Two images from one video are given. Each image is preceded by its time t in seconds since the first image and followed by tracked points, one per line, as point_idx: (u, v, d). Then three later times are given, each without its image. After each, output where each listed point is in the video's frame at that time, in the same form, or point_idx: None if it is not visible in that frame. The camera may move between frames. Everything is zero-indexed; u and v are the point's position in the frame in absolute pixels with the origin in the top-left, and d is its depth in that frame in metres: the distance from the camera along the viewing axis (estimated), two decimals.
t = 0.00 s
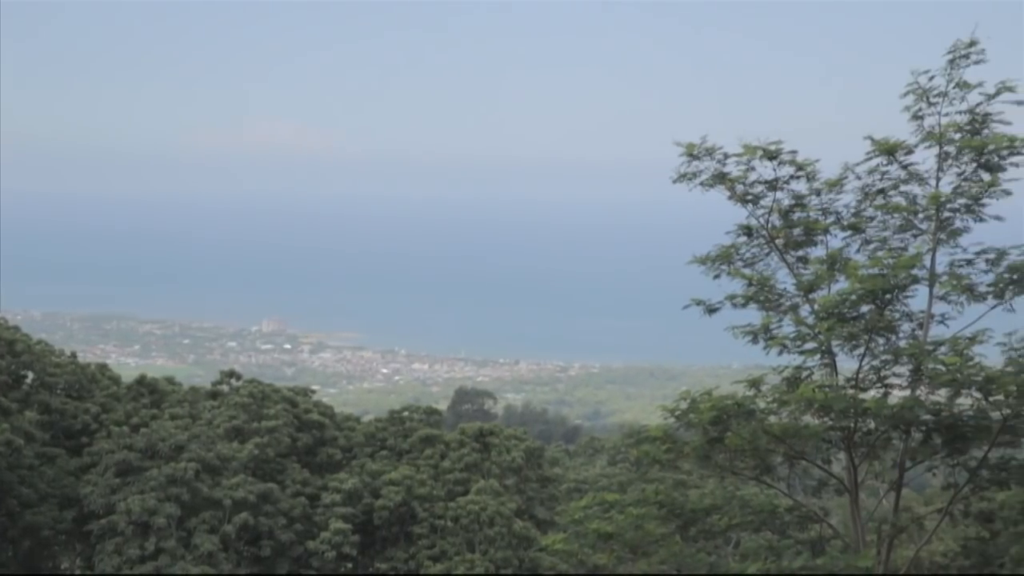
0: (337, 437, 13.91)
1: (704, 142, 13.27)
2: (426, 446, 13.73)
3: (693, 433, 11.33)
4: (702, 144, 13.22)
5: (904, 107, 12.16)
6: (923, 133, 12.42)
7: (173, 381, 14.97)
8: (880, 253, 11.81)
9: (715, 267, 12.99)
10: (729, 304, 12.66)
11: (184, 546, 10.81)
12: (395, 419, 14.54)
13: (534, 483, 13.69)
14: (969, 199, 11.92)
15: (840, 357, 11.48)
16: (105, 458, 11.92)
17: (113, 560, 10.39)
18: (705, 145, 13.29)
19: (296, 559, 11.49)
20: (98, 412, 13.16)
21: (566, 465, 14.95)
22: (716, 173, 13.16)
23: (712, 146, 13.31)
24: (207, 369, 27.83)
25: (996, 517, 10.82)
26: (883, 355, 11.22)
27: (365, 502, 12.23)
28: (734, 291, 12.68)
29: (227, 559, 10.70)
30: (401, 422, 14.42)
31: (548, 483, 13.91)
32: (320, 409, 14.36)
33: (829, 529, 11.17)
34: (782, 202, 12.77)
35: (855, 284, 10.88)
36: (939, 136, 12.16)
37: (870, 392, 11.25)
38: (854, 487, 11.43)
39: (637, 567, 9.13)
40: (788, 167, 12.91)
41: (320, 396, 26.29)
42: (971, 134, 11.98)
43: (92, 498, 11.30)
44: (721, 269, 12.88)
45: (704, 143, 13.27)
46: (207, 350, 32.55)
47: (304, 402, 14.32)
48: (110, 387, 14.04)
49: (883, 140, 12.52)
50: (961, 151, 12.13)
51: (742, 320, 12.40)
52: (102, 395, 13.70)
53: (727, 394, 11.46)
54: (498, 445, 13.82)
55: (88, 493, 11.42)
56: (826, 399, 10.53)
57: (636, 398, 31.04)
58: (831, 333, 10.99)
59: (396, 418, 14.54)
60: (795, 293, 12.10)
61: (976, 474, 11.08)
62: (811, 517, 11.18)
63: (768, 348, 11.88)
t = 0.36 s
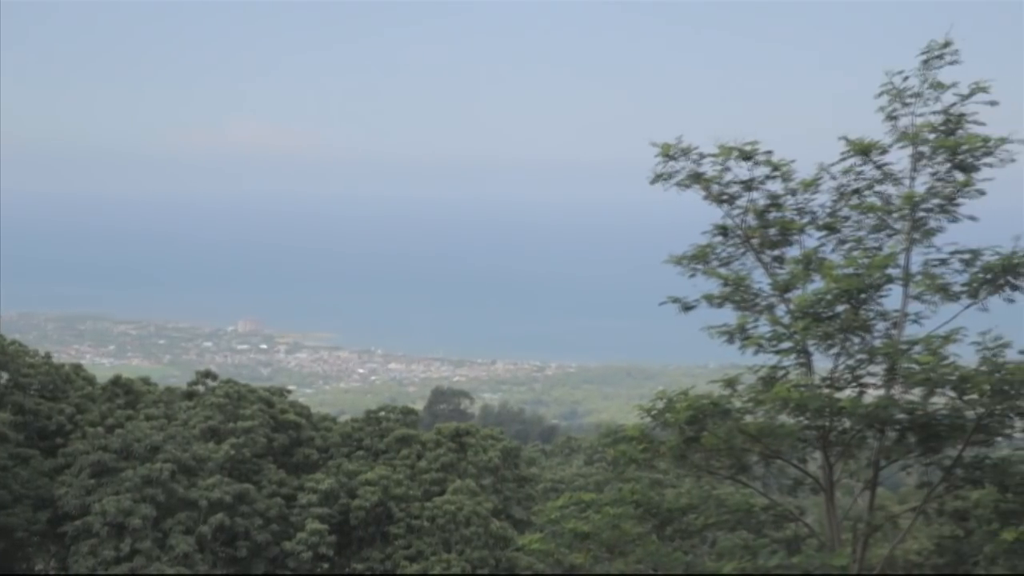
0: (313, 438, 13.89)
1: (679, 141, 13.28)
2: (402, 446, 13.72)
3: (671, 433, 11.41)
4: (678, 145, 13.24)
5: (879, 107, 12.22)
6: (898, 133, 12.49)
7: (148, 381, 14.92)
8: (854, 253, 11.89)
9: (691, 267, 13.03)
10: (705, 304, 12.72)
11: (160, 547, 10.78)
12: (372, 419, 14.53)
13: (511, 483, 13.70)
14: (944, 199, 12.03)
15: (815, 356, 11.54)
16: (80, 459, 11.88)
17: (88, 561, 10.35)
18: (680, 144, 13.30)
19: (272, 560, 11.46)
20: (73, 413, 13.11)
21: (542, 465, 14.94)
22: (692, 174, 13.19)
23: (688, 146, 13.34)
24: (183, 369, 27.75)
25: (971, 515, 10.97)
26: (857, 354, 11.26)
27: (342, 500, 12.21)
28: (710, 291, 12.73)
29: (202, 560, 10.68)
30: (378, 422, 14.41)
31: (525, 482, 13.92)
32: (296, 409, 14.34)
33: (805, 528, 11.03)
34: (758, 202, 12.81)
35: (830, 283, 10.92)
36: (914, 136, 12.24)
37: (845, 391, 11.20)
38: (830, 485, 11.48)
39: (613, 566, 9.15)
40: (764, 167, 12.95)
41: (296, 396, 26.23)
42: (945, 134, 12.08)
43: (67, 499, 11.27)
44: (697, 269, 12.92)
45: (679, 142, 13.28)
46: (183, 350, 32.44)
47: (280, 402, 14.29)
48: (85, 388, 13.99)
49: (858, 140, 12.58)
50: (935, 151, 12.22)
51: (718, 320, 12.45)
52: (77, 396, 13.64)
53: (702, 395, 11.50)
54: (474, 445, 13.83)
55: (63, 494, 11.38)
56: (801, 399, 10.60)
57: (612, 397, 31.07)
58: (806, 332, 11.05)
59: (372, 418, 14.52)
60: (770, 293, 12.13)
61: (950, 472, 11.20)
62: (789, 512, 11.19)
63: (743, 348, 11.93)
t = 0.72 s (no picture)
0: (288, 438, 13.85)
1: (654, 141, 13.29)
2: (378, 446, 13.69)
3: (646, 432, 11.39)
4: (653, 145, 13.25)
5: (853, 107, 12.27)
6: (872, 133, 12.54)
7: (122, 382, 14.85)
8: (828, 253, 11.91)
9: (666, 266, 13.06)
10: (681, 303, 12.78)
11: (134, 547, 10.73)
12: (347, 419, 14.50)
13: (488, 483, 13.69)
14: (917, 199, 12.08)
15: (790, 356, 11.57)
16: (53, 459, 11.83)
17: (62, 562, 10.32)
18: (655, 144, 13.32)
19: (248, 561, 11.42)
20: (46, 414, 13.05)
21: (519, 465, 14.93)
22: (667, 174, 13.21)
23: (664, 146, 13.36)
24: (157, 369, 27.65)
25: (945, 514, 11.02)
26: (832, 354, 11.28)
27: (317, 500, 12.19)
28: (685, 290, 12.81)
29: (177, 561, 10.64)
30: (354, 422, 14.38)
31: (502, 482, 13.91)
32: (271, 409, 14.30)
33: (779, 527, 11.30)
34: (733, 202, 12.85)
35: (805, 283, 10.98)
36: (888, 136, 12.29)
37: (820, 390, 11.32)
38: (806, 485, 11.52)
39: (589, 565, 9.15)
40: (739, 167, 12.99)
41: (272, 395, 26.14)
42: (919, 135, 12.14)
43: (40, 501, 11.22)
44: (672, 268, 12.96)
45: (654, 142, 13.29)
46: (157, 350, 32.32)
47: (255, 402, 14.25)
48: (59, 389, 13.92)
49: (832, 140, 12.63)
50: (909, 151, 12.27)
51: (694, 320, 12.48)
52: (51, 397, 13.58)
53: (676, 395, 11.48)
54: (450, 446, 13.80)
55: (36, 495, 11.32)
56: (776, 398, 10.63)
57: (589, 396, 31.08)
58: (781, 332, 11.09)
59: (348, 418, 14.50)
60: (745, 293, 12.19)
61: (925, 471, 11.27)
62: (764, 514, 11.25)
63: (719, 347, 11.95)
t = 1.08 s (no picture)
0: (259, 438, 13.80)
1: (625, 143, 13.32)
2: (349, 446, 13.68)
3: (616, 432, 11.57)
4: (624, 145, 13.31)
5: (822, 107, 12.34)
6: (841, 133, 12.65)
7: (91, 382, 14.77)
8: (798, 254, 11.90)
9: (637, 266, 13.14)
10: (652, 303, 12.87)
11: (103, 548, 10.68)
12: (319, 420, 14.48)
13: (460, 483, 13.66)
14: (888, 199, 12.15)
15: (760, 356, 11.51)
16: (21, 461, 11.78)
17: (30, 563, 10.31)
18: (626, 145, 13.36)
19: (218, 561, 11.39)
20: (15, 414, 13.00)
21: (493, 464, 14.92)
22: (637, 173, 13.25)
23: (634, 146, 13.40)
24: (130, 368, 27.56)
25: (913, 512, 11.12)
26: (803, 353, 11.33)
27: (285, 504, 12.13)
28: (655, 288, 12.92)
29: (147, 562, 10.57)
30: (325, 423, 14.36)
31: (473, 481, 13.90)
32: (242, 409, 14.28)
33: (750, 525, 11.30)
34: (704, 201, 12.96)
35: (776, 282, 11.00)
36: (857, 136, 12.38)
37: (789, 389, 11.36)
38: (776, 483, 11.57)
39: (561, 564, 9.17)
40: (709, 168, 13.06)
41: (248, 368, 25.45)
42: (888, 135, 12.24)
43: (8, 501, 11.19)
44: (643, 267, 13.03)
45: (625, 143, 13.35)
46: (130, 350, 32.20)
47: (226, 403, 14.21)
48: (27, 389, 13.87)
49: (801, 141, 12.78)
50: (879, 151, 12.33)
51: (665, 320, 12.57)
52: (20, 397, 13.53)
53: (648, 396, 11.50)
54: (420, 446, 13.77)
55: (3, 496, 11.28)
56: (749, 397, 10.68)
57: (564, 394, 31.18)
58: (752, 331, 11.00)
59: (319, 419, 14.48)
60: (716, 292, 12.20)
61: (893, 470, 11.36)
62: (736, 512, 11.30)
63: (689, 347, 11.98)
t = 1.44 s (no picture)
0: (230, 434, 14.34)
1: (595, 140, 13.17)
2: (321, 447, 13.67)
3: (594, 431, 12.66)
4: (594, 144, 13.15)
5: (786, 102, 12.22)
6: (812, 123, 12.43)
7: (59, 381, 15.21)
8: (845, 277, 13.79)
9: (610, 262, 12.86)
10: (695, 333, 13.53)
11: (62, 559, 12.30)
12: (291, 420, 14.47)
13: (438, 480, 12.96)
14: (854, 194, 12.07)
15: (734, 356, 13.28)
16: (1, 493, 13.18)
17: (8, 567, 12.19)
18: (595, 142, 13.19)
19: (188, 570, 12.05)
20: None
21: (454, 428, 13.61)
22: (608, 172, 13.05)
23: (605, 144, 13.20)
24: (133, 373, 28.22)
25: (880, 511, 11.65)
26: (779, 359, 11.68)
27: (262, 505, 12.36)
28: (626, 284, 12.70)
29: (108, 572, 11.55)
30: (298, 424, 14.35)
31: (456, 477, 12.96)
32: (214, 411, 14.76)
33: (721, 524, 11.13)
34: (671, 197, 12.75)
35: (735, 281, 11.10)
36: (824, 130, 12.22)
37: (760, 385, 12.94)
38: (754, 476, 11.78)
39: None
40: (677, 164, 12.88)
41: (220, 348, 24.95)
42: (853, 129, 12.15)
43: None
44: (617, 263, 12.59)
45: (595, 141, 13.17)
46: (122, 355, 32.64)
47: (197, 402, 14.85)
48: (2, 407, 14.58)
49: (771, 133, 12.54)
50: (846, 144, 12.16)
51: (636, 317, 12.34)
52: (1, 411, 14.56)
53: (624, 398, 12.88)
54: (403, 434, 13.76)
55: None
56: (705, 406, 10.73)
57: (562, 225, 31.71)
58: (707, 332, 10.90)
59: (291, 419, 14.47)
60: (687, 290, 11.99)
61: (866, 468, 12.07)
62: (735, 481, 11.76)
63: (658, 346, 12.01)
